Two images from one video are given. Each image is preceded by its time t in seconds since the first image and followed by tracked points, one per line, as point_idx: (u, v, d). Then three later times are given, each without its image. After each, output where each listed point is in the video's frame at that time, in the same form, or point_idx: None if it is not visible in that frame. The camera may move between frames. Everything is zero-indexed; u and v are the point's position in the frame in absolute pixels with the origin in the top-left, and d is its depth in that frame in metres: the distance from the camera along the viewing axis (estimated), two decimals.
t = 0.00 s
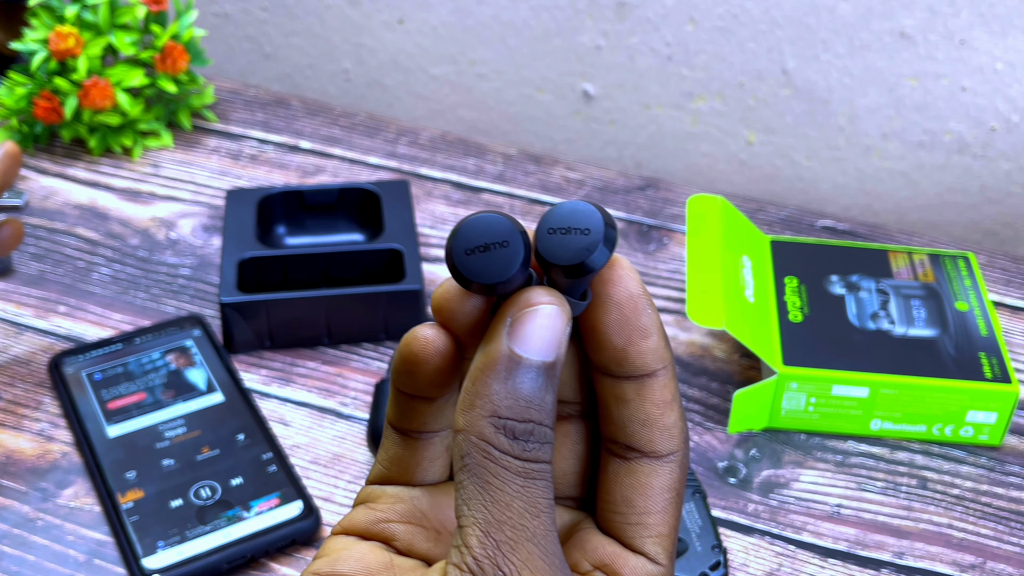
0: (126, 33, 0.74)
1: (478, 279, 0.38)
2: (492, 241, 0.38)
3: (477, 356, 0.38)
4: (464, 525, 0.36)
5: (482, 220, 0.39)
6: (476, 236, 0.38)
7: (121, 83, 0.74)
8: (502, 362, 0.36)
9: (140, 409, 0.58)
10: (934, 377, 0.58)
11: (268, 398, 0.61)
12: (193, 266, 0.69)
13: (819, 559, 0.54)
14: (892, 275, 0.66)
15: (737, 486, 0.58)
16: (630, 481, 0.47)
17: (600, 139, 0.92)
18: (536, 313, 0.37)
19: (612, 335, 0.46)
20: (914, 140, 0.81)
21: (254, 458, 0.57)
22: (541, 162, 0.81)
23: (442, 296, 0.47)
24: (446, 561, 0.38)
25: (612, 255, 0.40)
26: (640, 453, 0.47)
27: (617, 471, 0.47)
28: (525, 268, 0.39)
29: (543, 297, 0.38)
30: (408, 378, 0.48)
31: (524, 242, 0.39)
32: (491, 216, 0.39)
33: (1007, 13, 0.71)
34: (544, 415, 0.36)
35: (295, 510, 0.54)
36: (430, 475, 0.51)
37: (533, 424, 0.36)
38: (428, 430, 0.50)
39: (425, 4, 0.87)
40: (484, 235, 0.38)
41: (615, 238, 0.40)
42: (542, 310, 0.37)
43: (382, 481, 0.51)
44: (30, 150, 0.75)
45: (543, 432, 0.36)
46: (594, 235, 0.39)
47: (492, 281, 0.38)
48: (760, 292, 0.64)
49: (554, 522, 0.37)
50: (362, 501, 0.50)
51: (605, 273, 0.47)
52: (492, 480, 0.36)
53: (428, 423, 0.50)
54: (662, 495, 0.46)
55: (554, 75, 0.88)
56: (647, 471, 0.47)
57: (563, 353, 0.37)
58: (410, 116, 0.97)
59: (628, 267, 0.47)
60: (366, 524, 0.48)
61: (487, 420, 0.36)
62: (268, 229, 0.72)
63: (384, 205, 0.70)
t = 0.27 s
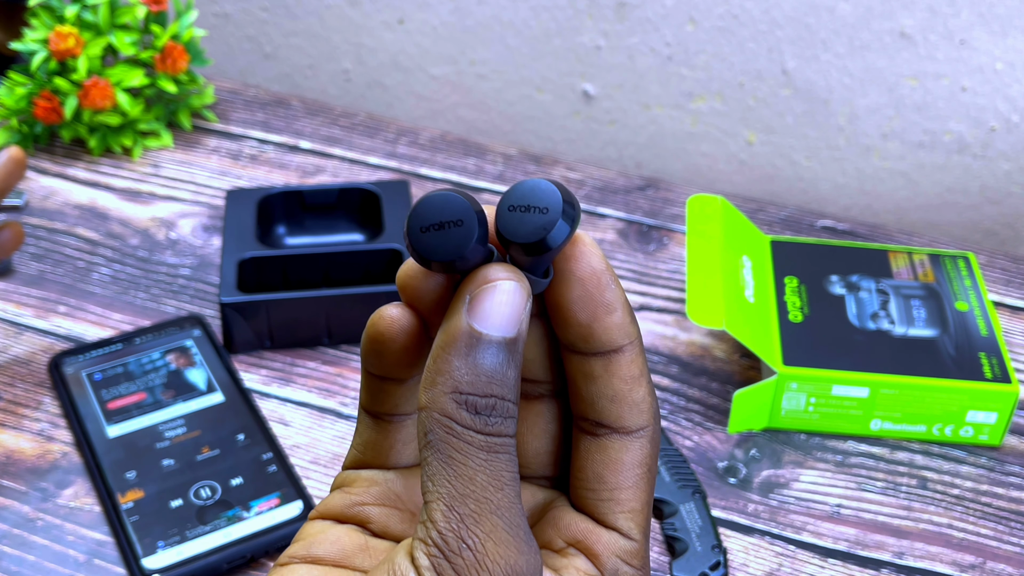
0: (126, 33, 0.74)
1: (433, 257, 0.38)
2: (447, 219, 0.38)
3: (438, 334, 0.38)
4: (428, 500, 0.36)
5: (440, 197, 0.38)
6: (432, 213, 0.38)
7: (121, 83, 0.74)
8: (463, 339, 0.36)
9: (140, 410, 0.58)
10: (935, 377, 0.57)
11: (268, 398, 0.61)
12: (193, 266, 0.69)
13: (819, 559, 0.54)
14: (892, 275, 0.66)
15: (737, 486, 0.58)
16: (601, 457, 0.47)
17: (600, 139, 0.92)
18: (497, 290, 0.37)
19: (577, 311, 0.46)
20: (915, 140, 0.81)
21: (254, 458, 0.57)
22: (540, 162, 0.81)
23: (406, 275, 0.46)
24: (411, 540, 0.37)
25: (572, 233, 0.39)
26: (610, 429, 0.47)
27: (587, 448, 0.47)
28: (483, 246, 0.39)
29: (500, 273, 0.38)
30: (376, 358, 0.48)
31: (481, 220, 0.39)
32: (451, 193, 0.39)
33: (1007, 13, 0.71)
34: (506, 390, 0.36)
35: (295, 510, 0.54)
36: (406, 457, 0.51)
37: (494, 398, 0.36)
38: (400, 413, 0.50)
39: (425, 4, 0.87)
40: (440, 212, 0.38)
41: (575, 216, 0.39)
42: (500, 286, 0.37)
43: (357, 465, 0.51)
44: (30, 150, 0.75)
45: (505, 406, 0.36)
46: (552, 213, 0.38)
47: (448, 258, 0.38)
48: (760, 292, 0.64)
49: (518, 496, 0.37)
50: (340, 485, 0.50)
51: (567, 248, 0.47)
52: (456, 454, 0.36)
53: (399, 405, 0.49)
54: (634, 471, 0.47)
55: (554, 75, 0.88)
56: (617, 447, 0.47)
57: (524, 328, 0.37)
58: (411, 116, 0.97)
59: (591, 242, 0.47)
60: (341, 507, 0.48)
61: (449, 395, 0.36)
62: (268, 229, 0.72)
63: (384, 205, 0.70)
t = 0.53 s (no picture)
0: (126, 33, 0.74)
1: (444, 261, 0.38)
2: (459, 225, 0.38)
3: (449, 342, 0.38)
4: (438, 505, 0.36)
5: (453, 204, 0.39)
6: (445, 218, 0.38)
7: (121, 83, 0.74)
8: (473, 346, 0.36)
9: (140, 409, 0.58)
10: (935, 377, 0.57)
11: (268, 397, 0.61)
12: (193, 266, 0.69)
13: (819, 558, 0.54)
14: (892, 275, 0.66)
15: (737, 486, 0.58)
16: (611, 465, 0.46)
17: (600, 139, 0.92)
18: (507, 297, 0.37)
19: (587, 320, 0.46)
20: (914, 140, 0.81)
21: (254, 458, 0.57)
22: (540, 162, 0.81)
23: (419, 280, 0.46)
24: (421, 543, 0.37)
25: (584, 242, 0.39)
26: (619, 437, 0.47)
27: (597, 456, 0.47)
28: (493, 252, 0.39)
29: (510, 280, 0.38)
30: (388, 364, 0.48)
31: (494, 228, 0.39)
32: (465, 200, 0.39)
33: (1007, 13, 0.71)
34: (515, 396, 0.36)
35: (294, 510, 0.54)
36: (417, 463, 0.51)
37: (505, 404, 0.36)
38: (411, 420, 0.50)
39: (425, 4, 0.87)
40: (453, 219, 0.38)
41: (587, 226, 0.39)
42: (511, 293, 0.37)
43: (369, 472, 0.51)
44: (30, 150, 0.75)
45: (515, 413, 0.36)
46: (563, 222, 0.38)
47: (458, 263, 0.38)
48: (760, 292, 0.64)
49: (528, 502, 0.37)
50: (351, 491, 0.51)
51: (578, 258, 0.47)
52: (467, 460, 0.35)
53: (411, 411, 0.50)
54: (644, 479, 0.46)
55: (554, 75, 0.88)
56: (626, 455, 0.47)
57: (535, 335, 0.37)
58: (410, 116, 0.97)
59: (602, 252, 0.47)
60: (353, 512, 0.48)
61: (460, 402, 0.36)
62: (268, 229, 0.72)
63: (384, 205, 0.70)
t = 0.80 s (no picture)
0: (126, 33, 0.74)
1: (424, 256, 0.39)
2: (444, 223, 0.38)
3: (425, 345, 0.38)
4: (418, 506, 0.36)
5: (442, 199, 0.39)
6: (431, 212, 0.39)
7: (121, 83, 0.74)
8: (447, 348, 0.36)
9: (140, 409, 0.58)
10: (935, 377, 0.57)
11: (267, 397, 0.61)
12: (192, 266, 0.69)
13: (819, 558, 0.54)
14: (892, 275, 0.66)
15: (737, 486, 0.58)
16: (592, 468, 0.47)
17: (600, 139, 0.92)
18: (478, 300, 0.37)
19: (564, 325, 0.46)
20: (915, 139, 0.81)
21: (254, 458, 0.57)
22: (540, 162, 0.81)
23: (403, 269, 0.47)
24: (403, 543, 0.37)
25: (558, 258, 0.39)
26: (599, 441, 0.47)
27: (578, 459, 0.47)
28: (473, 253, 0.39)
29: (483, 284, 0.39)
30: (376, 365, 0.48)
31: (477, 228, 0.39)
32: (458, 196, 0.39)
33: (1007, 13, 0.71)
34: (492, 396, 0.36)
35: (294, 510, 0.54)
36: (403, 468, 0.51)
37: (481, 404, 0.36)
38: (397, 424, 0.50)
39: (425, 4, 0.87)
40: (440, 215, 0.38)
41: (562, 243, 0.39)
42: (483, 297, 0.38)
43: (356, 478, 0.51)
44: (30, 150, 0.75)
45: (493, 412, 0.36)
46: (538, 240, 0.39)
47: (438, 261, 0.39)
48: (760, 292, 0.64)
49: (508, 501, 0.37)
50: (339, 496, 0.50)
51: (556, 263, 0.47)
52: (445, 460, 0.35)
53: (397, 415, 0.50)
54: (625, 481, 0.46)
55: (554, 75, 0.88)
56: (607, 457, 0.47)
57: (508, 337, 0.38)
58: (410, 116, 0.97)
59: (579, 260, 0.47)
60: (339, 517, 0.48)
61: (436, 403, 0.36)
62: (268, 229, 0.72)
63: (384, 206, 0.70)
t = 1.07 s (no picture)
0: (126, 33, 0.74)
1: (442, 250, 0.39)
2: (463, 216, 0.38)
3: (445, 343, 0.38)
4: (444, 509, 0.36)
5: (463, 192, 0.39)
6: (451, 205, 0.39)
7: (121, 83, 0.74)
8: (469, 347, 0.36)
9: (140, 409, 0.58)
10: (935, 377, 0.58)
11: (267, 397, 0.61)
12: (193, 266, 0.69)
13: (819, 558, 0.54)
14: (892, 275, 0.66)
15: (737, 486, 0.58)
16: (614, 468, 0.46)
17: (600, 139, 0.92)
18: (499, 297, 0.37)
19: (586, 323, 0.47)
20: (914, 139, 0.81)
21: (254, 457, 0.57)
22: (540, 162, 0.81)
23: (421, 264, 0.47)
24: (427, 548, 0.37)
25: (579, 255, 0.39)
26: (622, 440, 0.47)
27: (599, 459, 0.47)
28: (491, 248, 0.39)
29: (503, 281, 0.39)
30: (392, 365, 0.48)
31: (497, 222, 0.39)
32: (480, 190, 0.39)
33: (1007, 13, 0.71)
34: (515, 395, 0.37)
35: (294, 510, 0.54)
36: (418, 470, 0.51)
37: (505, 403, 0.36)
38: (412, 424, 0.50)
39: (425, 4, 0.87)
40: (460, 208, 0.38)
41: (584, 241, 0.39)
42: (502, 294, 0.38)
43: (369, 479, 0.51)
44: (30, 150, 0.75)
45: (516, 412, 0.36)
46: (559, 236, 0.38)
47: (455, 254, 0.39)
48: (760, 292, 0.64)
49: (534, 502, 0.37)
50: (352, 498, 0.50)
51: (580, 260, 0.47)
52: (470, 461, 0.36)
53: (411, 416, 0.50)
54: (648, 481, 0.46)
55: (554, 75, 0.88)
56: (629, 457, 0.47)
57: (529, 335, 0.38)
58: (410, 116, 0.97)
59: (603, 257, 0.48)
60: (355, 520, 0.48)
61: (460, 403, 0.36)
62: (268, 229, 0.72)
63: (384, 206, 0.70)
